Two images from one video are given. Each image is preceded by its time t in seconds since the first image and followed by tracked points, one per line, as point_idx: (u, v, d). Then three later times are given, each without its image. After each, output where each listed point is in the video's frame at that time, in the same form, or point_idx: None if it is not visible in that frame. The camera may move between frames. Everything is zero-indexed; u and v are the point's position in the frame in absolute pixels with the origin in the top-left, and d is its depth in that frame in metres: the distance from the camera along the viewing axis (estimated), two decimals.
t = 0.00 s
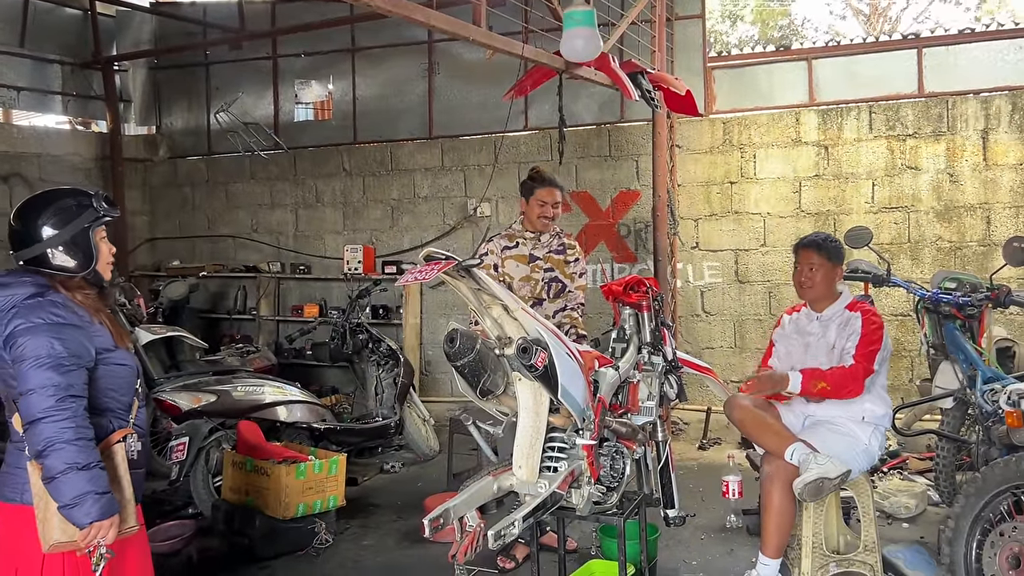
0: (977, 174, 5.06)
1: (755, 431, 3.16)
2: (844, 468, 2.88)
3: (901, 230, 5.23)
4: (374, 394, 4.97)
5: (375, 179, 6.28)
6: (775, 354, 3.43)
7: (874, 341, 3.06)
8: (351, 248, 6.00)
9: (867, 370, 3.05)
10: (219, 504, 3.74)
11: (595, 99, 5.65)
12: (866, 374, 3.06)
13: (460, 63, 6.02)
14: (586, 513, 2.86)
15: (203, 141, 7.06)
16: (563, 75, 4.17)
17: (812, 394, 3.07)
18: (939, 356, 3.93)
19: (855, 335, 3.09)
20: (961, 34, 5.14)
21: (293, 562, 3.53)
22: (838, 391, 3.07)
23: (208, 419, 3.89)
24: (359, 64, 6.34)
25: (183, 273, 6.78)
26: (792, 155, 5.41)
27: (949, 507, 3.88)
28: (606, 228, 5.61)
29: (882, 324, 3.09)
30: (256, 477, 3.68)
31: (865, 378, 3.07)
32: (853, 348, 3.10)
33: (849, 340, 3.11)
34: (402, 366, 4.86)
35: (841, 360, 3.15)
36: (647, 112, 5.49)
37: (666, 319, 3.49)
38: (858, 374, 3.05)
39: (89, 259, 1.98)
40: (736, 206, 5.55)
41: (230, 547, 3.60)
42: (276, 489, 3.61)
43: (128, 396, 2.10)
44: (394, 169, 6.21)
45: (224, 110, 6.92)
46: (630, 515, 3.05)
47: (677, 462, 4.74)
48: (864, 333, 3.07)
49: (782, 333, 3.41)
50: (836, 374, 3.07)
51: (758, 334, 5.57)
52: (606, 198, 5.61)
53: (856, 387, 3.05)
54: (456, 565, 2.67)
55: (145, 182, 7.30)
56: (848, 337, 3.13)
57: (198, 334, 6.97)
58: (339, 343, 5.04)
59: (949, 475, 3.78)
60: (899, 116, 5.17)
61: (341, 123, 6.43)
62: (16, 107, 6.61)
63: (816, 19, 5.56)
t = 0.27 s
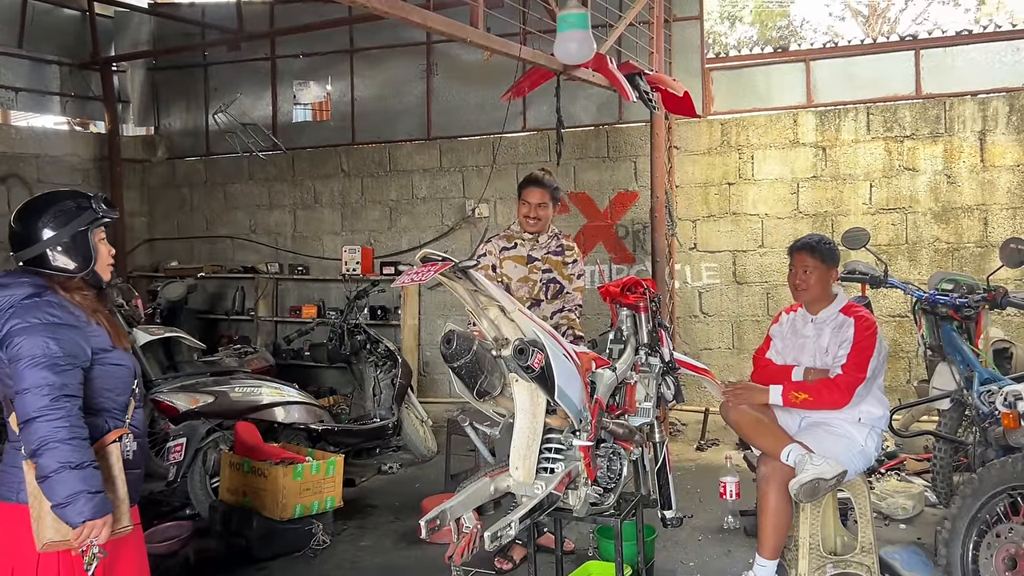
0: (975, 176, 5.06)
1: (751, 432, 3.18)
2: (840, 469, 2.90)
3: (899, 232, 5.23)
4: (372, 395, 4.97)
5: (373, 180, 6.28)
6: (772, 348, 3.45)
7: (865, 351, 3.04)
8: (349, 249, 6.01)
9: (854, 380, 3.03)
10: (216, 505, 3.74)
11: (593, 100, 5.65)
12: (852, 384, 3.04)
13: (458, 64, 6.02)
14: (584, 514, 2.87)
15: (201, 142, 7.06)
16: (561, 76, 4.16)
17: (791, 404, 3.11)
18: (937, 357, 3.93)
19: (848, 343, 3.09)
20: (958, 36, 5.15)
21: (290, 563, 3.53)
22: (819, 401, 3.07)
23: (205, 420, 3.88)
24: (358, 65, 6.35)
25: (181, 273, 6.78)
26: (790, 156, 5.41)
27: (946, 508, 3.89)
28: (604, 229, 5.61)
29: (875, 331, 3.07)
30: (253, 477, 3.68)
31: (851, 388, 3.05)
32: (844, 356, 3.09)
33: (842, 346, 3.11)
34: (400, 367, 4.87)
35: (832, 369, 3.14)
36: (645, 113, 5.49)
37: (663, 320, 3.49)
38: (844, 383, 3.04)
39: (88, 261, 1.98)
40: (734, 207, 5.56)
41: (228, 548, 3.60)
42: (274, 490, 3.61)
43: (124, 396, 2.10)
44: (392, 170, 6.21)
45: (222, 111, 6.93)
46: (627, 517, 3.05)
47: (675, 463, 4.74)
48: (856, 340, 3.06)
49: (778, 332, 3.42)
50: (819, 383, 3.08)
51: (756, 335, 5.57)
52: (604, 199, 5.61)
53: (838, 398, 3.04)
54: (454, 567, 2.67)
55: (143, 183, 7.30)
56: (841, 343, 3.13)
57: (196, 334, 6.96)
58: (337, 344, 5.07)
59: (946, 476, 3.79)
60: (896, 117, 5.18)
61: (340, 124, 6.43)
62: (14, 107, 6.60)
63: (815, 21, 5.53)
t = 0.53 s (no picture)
0: (978, 176, 5.05)
1: (753, 433, 3.17)
2: (843, 470, 2.88)
3: (902, 232, 5.22)
4: (373, 395, 4.96)
5: (375, 181, 6.28)
6: (777, 344, 3.44)
7: (862, 357, 3.05)
8: (351, 249, 6.10)
9: (849, 385, 3.03)
10: (218, 505, 3.74)
11: (595, 100, 5.64)
12: (844, 391, 3.05)
13: (460, 64, 6.02)
14: (585, 515, 2.86)
15: (203, 142, 7.06)
16: (562, 76, 4.16)
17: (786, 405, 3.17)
18: (940, 358, 3.92)
19: (847, 348, 3.10)
20: (962, 36, 5.14)
21: (291, 564, 3.53)
22: (813, 403, 3.09)
23: (207, 420, 3.88)
24: (360, 65, 6.34)
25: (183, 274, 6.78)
26: (792, 156, 5.41)
27: (949, 509, 3.88)
28: (606, 230, 5.61)
29: (875, 335, 3.07)
30: (255, 478, 3.68)
31: (844, 395, 3.05)
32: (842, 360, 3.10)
33: (841, 350, 3.12)
34: (402, 368, 4.84)
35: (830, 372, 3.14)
36: (647, 113, 5.49)
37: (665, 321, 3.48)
38: (837, 388, 3.05)
39: (85, 261, 1.98)
40: (736, 207, 5.55)
41: (229, 549, 3.60)
42: (276, 490, 3.61)
43: (122, 396, 2.09)
44: (394, 170, 6.21)
45: (224, 111, 6.93)
46: (629, 517, 3.04)
47: (677, 464, 4.73)
48: (854, 345, 3.07)
49: (783, 329, 3.42)
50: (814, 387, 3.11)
51: (758, 336, 5.56)
52: (606, 200, 5.61)
53: (828, 404, 3.06)
54: (455, 567, 2.66)
55: (146, 183, 7.30)
56: (841, 346, 3.14)
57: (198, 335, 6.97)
58: (339, 344, 5.07)
59: (949, 477, 3.78)
60: (899, 117, 5.17)
61: (342, 124, 6.43)
62: (16, 108, 6.61)
63: (817, 21, 5.59)
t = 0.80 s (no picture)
0: (985, 175, 5.03)
1: (759, 433, 3.15)
2: (849, 471, 2.90)
3: (908, 231, 5.20)
4: (378, 394, 4.96)
5: (380, 180, 6.29)
6: (784, 348, 3.41)
7: (864, 357, 3.05)
8: (355, 248, 6.10)
9: (849, 385, 3.05)
10: (223, 504, 3.74)
11: (600, 99, 5.63)
12: (843, 392, 3.07)
13: (465, 64, 6.01)
14: (591, 515, 2.86)
15: (208, 142, 7.07)
16: (567, 75, 4.15)
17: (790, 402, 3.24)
18: (946, 358, 3.90)
19: (850, 348, 3.10)
20: (968, 34, 5.11)
21: (297, 563, 3.53)
22: (812, 403, 3.14)
23: (212, 419, 3.88)
24: (365, 65, 6.35)
25: (188, 273, 6.78)
26: (798, 156, 5.39)
27: (955, 509, 3.86)
28: (610, 229, 5.60)
29: (880, 336, 3.07)
30: (260, 477, 3.68)
31: (844, 395, 3.07)
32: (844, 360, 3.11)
33: (845, 350, 3.13)
34: (406, 367, 4.86)
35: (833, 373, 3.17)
36: (652, 112, 5.48)
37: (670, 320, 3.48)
38: (835, 387, 3.08)
39: (84, 260, 1.98)
40: (742, 207, 5.53)
41: (235, 548, 3.60)
42: (281, 490, 3.60)
43: (123, 397, 2.08)
44: (398, 169, 6.21)
45: (229, 111, 6.94)
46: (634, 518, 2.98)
47: (682, 464, 4.72)
48: (857, 345, 3.07)
49: (789, 328, 3.40)
50: (814, 387, 3.15)
51: (763, 336, 5.55)
52: (610, 199, 5.60)
53: (826, 403, 3.10)
54: (460, 567, 2.67)
55: (150, 182, 7.30)
56: (845, 346, 3.14)
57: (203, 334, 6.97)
58: (344, 343, 5.09)
59: (955, 477, 3.76)
60: (906, 116, 5.15)
61: (347, 124, 6.43)
62: (22, 107, 6.63)
63: (822, 19, 5.65)
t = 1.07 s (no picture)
0: (995, 174, 5.00)
1: (770, 432, 3.14)
2: (861, 473, 2.86)
3: (917, 230, 5.18)
4: (386, 393, 4.96)
5: (387, 179, 6.29)
6: (792, 351, 3.38)
7: (869, 358, 3.04)
8: (364, 248, 6.03)
9: (855, 386, 3.05)
10: (231, 503, 3.75)
11: (608, 98, 5.62)
12: (849, 392, 3.07)
13: (472, 62, 6.01)
14: (600, 514, 2.86)
15: (216, 141, 7.09)
16: (575, 74, 4.14)
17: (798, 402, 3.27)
18: (956, 357, 3.88)
19: (856, 348, 3.09)
20: (978, 32, 5.08)
21: (305, 562, 3.54)
22: (818, 403, 3.17)
23: (221, 418, 3.90)
24: (372, 64, 6.35)
25: (196, 272, 6.80)
26: (806, 154, 5.37)
27: (966, 509, 3.84)
28: (618, 228, 5.59)
29: (887, 335, 3.05)
30: (268, 475, 3.70)
31: (849, 396, 3.08)
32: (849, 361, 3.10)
33: (851, 350, 3.11)
34: (415, 366, 4.88)
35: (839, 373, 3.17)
36: (660, 111, 5.47)
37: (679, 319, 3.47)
38: (840, 388, 3.09)
39: (88, 260, 1.98)
40: (750, 205, 5.52)
41: (243, 546, 3.61)
42: (289, 488, 3.61)
43: (128, 396, 2.08)
44: (406, 168, 6.22)
45: (237, 110, 6.95)
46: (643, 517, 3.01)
47: (690, 463, 4.71)
48: (862, 346, 3.05)
49: (795, 330, 3.37)
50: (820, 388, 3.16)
51: (772, 335, 5.53)
52: (618, 198, 5.59)
53: (832, 404, 3.11)
54: (468, 565, 2.65)
55: (159, 181, 7.32)
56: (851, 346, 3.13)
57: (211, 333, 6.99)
58: (352, 342, 5.06)
59: (965, 477, 3.73)
60: (915, 114, 5.12)
61: (354, 123, 6.44)
62: (31, 107, 6.65)
63: (830, 18, 5.73)
